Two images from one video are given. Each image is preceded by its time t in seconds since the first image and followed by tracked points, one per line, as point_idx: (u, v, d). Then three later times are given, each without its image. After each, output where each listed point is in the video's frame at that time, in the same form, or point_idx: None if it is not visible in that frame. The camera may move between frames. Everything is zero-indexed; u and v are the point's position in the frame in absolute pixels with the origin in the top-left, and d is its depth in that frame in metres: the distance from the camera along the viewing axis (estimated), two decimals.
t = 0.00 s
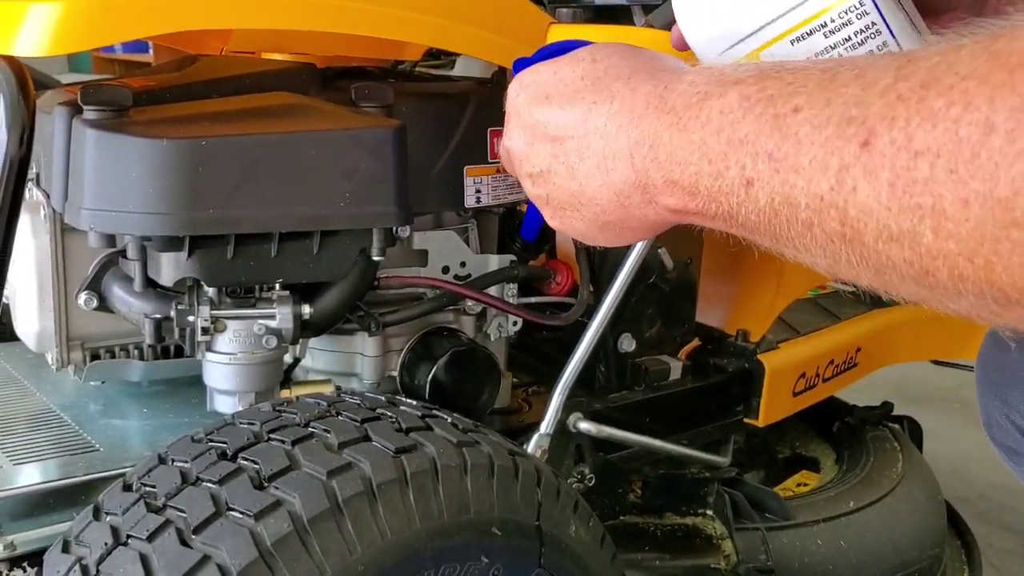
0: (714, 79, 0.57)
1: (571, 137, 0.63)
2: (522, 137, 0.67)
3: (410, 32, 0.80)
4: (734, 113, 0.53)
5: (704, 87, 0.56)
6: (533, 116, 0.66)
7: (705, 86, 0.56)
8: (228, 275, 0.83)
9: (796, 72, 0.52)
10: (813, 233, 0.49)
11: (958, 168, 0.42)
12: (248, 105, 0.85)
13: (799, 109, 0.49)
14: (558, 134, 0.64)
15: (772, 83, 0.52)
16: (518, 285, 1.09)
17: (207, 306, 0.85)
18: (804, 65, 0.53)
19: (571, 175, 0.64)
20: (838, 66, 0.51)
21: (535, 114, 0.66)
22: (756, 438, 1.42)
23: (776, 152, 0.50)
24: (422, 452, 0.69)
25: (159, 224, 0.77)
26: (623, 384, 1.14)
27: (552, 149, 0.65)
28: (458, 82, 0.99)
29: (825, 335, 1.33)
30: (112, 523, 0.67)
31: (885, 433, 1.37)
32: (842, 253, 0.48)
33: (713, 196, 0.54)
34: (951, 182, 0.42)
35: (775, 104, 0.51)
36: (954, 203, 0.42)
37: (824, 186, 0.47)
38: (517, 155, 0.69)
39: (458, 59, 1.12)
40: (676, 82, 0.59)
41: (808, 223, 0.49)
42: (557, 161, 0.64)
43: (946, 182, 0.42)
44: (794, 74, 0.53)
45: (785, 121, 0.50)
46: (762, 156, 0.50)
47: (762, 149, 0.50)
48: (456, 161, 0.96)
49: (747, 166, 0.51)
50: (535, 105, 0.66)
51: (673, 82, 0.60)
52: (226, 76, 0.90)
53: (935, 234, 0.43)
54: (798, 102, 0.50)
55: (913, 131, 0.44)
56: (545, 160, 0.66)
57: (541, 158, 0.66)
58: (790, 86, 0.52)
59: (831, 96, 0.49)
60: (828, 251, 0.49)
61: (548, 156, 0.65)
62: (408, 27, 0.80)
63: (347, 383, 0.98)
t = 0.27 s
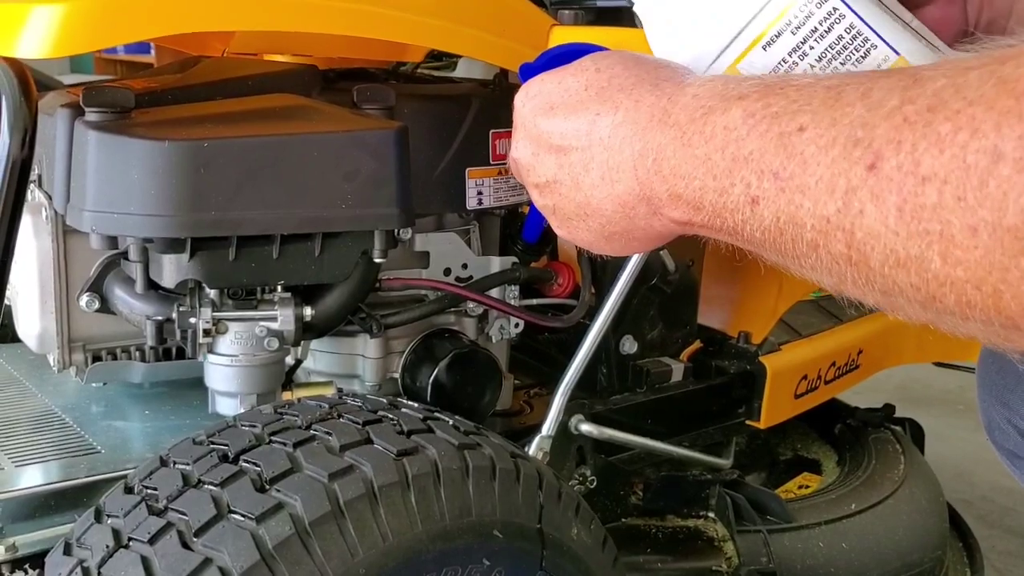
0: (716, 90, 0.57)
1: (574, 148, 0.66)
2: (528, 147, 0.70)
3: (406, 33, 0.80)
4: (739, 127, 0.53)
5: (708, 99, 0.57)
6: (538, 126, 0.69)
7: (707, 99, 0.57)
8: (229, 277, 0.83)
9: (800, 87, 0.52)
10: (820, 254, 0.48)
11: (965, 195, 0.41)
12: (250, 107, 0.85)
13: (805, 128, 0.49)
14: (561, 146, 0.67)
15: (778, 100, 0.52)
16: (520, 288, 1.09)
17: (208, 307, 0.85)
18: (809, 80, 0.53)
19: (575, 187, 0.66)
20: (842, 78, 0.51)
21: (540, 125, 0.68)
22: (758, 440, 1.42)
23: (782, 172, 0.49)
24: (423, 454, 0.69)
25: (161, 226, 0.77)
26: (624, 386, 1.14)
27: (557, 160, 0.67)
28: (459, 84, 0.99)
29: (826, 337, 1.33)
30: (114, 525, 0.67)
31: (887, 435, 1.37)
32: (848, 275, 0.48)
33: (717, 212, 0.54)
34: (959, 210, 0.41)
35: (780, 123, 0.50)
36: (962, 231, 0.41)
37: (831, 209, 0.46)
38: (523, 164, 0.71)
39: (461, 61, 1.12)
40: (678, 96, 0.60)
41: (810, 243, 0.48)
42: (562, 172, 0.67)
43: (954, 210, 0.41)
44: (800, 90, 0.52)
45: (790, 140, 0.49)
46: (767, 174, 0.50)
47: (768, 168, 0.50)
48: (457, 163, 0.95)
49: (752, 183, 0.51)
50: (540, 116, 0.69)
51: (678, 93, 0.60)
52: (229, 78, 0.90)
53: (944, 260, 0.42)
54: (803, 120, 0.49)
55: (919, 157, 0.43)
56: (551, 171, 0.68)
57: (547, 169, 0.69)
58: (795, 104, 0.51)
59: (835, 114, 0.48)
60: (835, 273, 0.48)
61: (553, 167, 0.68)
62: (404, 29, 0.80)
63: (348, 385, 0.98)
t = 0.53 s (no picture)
0: (724, 114, 0.58)
1: (582, 161, 0.67)
2: (535, 160, 0.71)
3: (407, 39, 0.80)
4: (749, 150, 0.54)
5: (715, 119, 0.58)
6: (545, 138, 0.70)
7: (716, 120, 0.58)
8: (234, 284, 0.83)
9: (811, 111, 0.53)
10: (830, 280, 0.49)
11: (977, 234, 0.41)
12: (255, 113, 0.85)
13: (813, 154, 0.50)
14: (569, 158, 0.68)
15: (785, 123, 0.54)
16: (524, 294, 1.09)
17: (212, 314, 0.85)
18: (818, 103, 0.54)
19: (585, 199, 0.68)
20: (851, 102, 0.52)
21: (546, 137, 0.69)
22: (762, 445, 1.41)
23: (791, 198, 0.51)
24: (428, 463, 0.69)
25: (166, 233, 0.77)
26: (627, 392, 1.14)
27: (565, 172, 0.69)
28: (465, 90, 0.99)
29: (831, 343, 1.33)
30: (118, 534, 0.66)
31: (890, 441, 1.37)
32: (857, 300, 0.49)
33: (726, 232, 0.56)
34: (970, 248, 0.42)
35: (788, 147, 0.52)
36: (973, 271, 0.42)
37: (841, 238, 0.48)
38: (530, 175, 0.72)
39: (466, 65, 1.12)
40: (683, 113, 0.61)
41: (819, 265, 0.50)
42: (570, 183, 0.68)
43: (965, 248, 0.42)
44: (808, 113, 0.53)
45: (800, 166, 0.50)
46: (777, 199, 0.52)
47: (778, 194, 0.52)
48: (462, 169, 0.95)
49: (761, 207, 0.53)
50: (546, 127, 0.70)
51: (685, 110, 0.61)
52: (234, 84, 0.90)
53: (954, 296, 0.43)
54: (812, 146, 0.50)
55: (929, 193, 0.43)
56: (558, 183, 0.70)
57: (554, 181, 0.70)
58: (805, 126, 0.52)
59: (844, 141, 0.49)
60: (845, 298, 0.49)
61: (560, 179, 0.69)
62: (403, 36, 0.80)
63: (352, 392, 0.98)
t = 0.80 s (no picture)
0: (726, 154, 0.57)
1: (582, 197, 0.66)
2: (534, 194, 0.71)
3: (397, 65, 0.79)
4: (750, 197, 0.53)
5: (716, 160, 0.57)
6: (544, 173, 0.69)
7: (717, 161, 0.57)
8: (229, 313, 0.81)
9: (813, 159, 0.52)
10: (834, 336, 0.49)
11: (984, 302, 0.40)
12: (250, 139, 0.84)
13: (816, 207, 0.49)
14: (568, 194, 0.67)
15: (789, 170, 0.52)
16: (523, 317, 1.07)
17: (207, 342, 0.83)
18: (823, 149, 0.52)
19: (585, 237, 0.67)
20: (853, 151, 0.50)
21: (546, 171, 0.68)
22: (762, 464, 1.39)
23: (794, 250, 0.50)
24: (425, 504, 0.68)
25: (161, 263, 0.76)
26: (628, 415, 1.12)
27: (564, 208, 0.68)
28: (464, 110, 0.98)
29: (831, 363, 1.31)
30: None
31: (893, 460, 1.35)
32: (862, 357, 0.48)
33: (727, 277, 0.55)
34: (977, 317, 0.41)
35: (791, 198, 0.51)
36: (981, 341, 0.41)
37: (844, 295, 0.47)
38: (528, 209, 0.72)
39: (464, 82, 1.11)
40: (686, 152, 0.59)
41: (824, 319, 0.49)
42: (569, 219, 0.67)
43: (972, 316, 0.41)
44: (811, 159, 0.52)
45: (802, 219, 0.49)
46: (779, 251, 0.51)
47: (781, 245, 0.51)
48: (459, 192, 0.94)
49: (763, 256, 0.52)
50: (545, 161, 0.69)
51: (686, 149, 0.59)
52: (230, 107, 0.88)
53: (962, 364, 0.42)
54: (814, 198, 0.49)
55: (935, 257, 0.43)
56: (557, 219, 0.69)
57: (553, 216, 0.69)
58: (807, 175, 0.51)
59: (848, 194, 0.48)
60: (850, 355, 0.48)
61: (559, 214, 0.68)
62: (392, 60, 0.79)
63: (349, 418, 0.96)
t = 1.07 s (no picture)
0: (724, 208, 0.54)
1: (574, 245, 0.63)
2: (526, 241, 0.69)
3: (381, 99, 0.78)
4: (748, 259, 0.50)
5: (713, 216, 0.54)
6: (535, 219, 0.67)
7: (712, 216, 0.54)
8: (212, 353, 0.79)
9: (813, 223, 0.49)
10: (836, 411, 0.46)
11: (996, 397, 0.38)
12: (235, 172, 0.81)
13: (816, 276, 0.46)
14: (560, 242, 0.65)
15: (789, 232, 0.50)
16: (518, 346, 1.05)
17: (190, 382, 0.81)
18: (822, 211, 0.50)
19: (578, 286, 0.65)
20: (855, 218, 0.47)
21: (537, 216, 0.66)
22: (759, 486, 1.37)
23: (793, 320, 0.47)
24: (413, 562, 0.66)
25: (141, 305, 0.74)
26: (624, 442, 1.11)
27: (556, 256, 0.66)
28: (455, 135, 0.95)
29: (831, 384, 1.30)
30: None
31: (892, 481, 1.34)
32: (865, 434, 0.45)
33: (724, 338, 0.53)
34: (988, 411, 0.39)
35: (790, 265, 0.48)
36: (991, 436, 0.39)
37: (847, 372, 0.44)
38: (520, 254, 0.70)
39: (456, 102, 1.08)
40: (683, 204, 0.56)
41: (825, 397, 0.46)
42: (562, 267, 0.65)
43: (982, 410, 0.39)
44: (810, 221, 0.49)
45: (801, 287, 0.47)
46: (776, 318, 0.48)
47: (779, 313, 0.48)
48: (451, 223, 0.92)
49: (761, 322, 0.49)
50: (536, 206, 0.66)
51: (682, 201, 0.57)
52: (214, 136, 0.86)
53: (971, 457, 0.40)
54: (814, 267, 0.47)
55: (942, 344, 0.40)
56: (549, 266, 0.67)
57: (546, 263, 0.67)
58: (808, 242, 0.48)
59: (850, 265, 0.46)
60: (852, 431, 0.46)
61: (552, 261, 0.66)
62: (372, 93, 0.77)
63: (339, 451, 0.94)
